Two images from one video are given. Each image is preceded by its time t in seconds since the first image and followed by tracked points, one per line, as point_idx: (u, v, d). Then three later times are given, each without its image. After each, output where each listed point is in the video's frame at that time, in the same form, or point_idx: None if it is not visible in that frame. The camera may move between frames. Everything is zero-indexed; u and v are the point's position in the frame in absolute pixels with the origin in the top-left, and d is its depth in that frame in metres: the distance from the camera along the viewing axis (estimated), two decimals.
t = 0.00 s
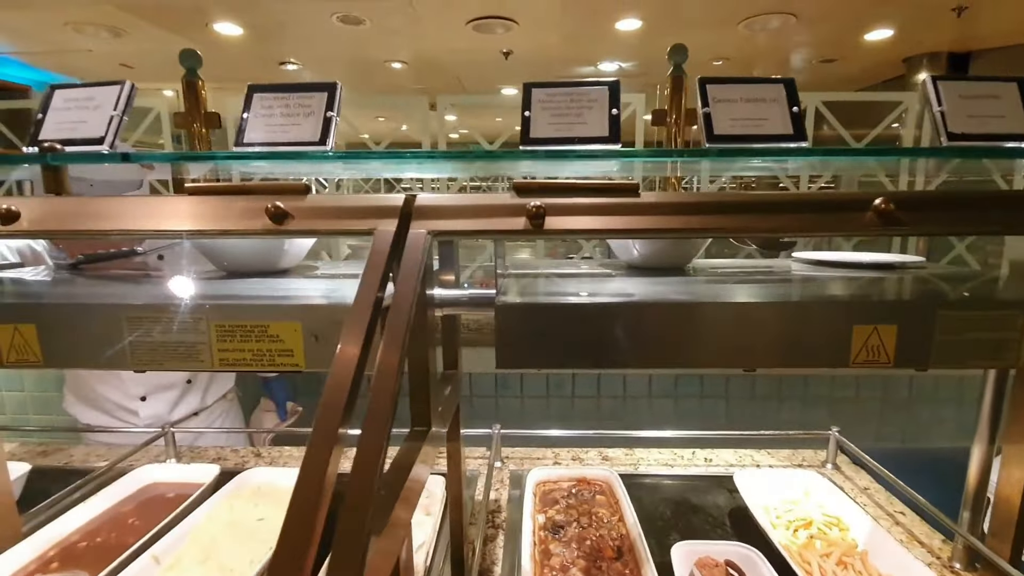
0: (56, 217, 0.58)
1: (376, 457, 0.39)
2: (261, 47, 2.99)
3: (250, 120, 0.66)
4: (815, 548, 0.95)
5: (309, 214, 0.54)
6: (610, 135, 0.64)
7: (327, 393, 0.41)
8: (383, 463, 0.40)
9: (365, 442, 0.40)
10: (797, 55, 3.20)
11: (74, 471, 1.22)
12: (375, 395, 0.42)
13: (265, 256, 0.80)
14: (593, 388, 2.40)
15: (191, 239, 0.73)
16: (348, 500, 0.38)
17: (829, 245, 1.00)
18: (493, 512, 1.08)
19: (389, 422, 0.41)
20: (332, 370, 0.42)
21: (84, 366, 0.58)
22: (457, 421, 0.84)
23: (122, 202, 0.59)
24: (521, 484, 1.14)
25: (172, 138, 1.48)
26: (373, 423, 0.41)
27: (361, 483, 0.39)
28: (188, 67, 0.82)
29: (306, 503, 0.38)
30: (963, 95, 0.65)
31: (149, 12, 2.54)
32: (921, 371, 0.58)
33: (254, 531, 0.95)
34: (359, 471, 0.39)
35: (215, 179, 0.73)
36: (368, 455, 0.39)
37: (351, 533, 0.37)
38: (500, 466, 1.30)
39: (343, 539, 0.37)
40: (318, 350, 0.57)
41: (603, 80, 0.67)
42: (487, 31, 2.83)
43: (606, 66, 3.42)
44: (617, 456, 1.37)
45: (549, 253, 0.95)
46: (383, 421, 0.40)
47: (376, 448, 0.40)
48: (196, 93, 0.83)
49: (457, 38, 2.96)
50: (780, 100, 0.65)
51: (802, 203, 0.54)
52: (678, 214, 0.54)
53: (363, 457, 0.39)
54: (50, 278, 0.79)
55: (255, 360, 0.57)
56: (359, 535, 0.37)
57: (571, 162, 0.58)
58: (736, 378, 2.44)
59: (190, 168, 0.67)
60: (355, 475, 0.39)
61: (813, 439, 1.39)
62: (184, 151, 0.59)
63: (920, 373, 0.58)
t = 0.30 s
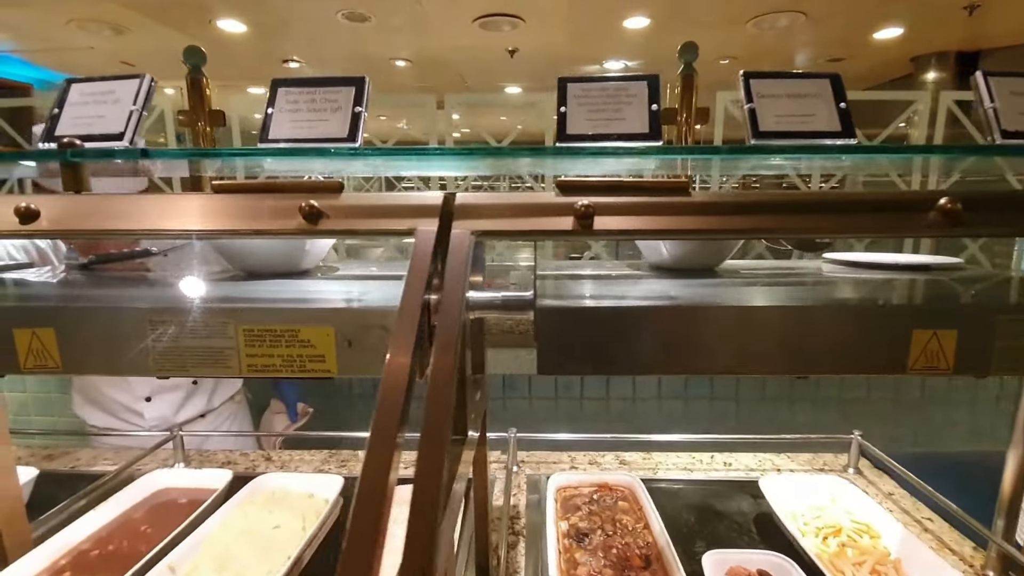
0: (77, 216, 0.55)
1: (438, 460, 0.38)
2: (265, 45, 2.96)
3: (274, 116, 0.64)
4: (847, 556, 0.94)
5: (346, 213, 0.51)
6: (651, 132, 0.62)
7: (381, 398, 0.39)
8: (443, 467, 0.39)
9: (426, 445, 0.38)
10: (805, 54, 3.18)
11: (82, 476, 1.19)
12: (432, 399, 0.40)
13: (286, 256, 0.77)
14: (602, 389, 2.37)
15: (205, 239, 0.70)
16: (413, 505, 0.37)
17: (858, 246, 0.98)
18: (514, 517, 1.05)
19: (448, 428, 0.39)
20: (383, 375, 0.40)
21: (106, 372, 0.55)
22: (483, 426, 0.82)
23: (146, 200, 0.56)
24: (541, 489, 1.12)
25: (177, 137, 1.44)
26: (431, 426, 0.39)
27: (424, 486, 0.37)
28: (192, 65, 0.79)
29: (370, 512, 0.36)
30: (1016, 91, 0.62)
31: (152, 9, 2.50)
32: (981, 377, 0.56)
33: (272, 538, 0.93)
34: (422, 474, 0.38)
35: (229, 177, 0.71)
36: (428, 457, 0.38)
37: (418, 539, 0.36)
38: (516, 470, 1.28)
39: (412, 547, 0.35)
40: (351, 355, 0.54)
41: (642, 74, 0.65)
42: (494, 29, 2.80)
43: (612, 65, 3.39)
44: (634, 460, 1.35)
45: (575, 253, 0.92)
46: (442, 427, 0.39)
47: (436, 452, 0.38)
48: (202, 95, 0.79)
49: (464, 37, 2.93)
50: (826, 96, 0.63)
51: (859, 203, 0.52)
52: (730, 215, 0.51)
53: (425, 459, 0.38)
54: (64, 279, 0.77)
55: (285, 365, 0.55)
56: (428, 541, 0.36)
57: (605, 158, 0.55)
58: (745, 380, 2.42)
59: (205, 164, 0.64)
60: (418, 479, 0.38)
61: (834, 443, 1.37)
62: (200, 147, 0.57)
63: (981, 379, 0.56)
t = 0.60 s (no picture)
0: (112, 216, 0.53)
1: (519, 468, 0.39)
2: (269, 41, 2.93)
3: (310, 112, 0.62)
4: (880, 560, 0.93)
5: (396, 213, 0.50)
6: (699, 130, 0.60)
7: (459, 406, 0.40)
8: (527, 475, 0.40)
9: (509, 453, 0.39)
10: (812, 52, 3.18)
11: (96, 479, 1.17)
12: (506, 405, 0.41)
13: (315, 257, 0.76)
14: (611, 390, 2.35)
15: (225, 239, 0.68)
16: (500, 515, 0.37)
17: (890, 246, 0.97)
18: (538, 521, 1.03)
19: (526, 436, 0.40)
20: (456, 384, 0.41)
21: (142, 377, 0.53)
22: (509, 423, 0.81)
23: (183, 199, 0.54)
24: (565, 492, 1.10)
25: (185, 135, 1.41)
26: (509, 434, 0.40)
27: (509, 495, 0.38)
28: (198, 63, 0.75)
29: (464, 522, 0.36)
30: None
31: (156, 4, 2.46)
32: None
33: (294, 544, 0.91)
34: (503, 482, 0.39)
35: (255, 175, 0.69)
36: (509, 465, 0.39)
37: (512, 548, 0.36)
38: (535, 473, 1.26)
39: (503, 555, 0.36)
40: (398, 359, 0.53)
41: (688, 70, 0.63)
42: (502, 27, 2.77)
43: (617, 64, 3.37)
44: (654, 462, 1.33)
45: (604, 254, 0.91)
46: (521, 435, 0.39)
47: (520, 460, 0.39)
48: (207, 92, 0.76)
49: (470, 34, 2.90)
50: (879, 94, 0.62)
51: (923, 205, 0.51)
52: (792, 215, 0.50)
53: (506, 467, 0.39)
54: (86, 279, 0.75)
55: (329, 370, 0.53)
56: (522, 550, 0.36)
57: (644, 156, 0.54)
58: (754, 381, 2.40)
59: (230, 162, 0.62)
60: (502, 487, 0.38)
61: (854, 444, 1.36)
62: (226, 144, 0.55)
63: None
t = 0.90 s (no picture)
0: (156, 218, 0.53)
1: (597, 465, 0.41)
2: (274, 41, 2.92)
3: (348, 114, 0.62)
4: (904, 561, 0.94)
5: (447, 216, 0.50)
6: (739, 132, 0.60)
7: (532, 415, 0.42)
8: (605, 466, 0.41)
9: (586, 453, 0.41)
10: (816, 54, 3.19)
11: (113, 481, 1.17)
12: (578, 404, 0.43)
13: (344, 262, 0.75)
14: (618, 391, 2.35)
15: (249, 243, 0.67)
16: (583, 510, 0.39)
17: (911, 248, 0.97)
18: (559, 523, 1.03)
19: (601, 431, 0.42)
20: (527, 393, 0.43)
21: (185, 381, 0.53)
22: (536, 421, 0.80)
23: (227, 202, 0.54)
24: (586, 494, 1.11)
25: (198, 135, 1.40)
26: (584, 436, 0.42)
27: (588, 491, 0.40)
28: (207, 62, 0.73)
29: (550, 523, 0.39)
30: None
31: (161, 4, 2.45)
32: None
33: (319, 547, 0.91)
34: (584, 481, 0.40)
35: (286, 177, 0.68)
36: (587, 463, 0.41)
37: (599, 541, 0.38)
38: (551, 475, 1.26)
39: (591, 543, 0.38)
40: (444, 363, 0.53)
41: (726, 73, 0.63)
42: (508, 27, 2.77)
43: (622, 65, 3.37)
44: (669, 463, 1.33)
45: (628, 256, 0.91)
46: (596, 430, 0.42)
47: (598, 456, 0.41)
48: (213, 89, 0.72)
49: (476, 35, 2.90)
50: (917, 97, 0.62)
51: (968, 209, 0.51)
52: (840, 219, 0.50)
53: (584, 465, 0.40)
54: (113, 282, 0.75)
55: (375, 374, 0.53)
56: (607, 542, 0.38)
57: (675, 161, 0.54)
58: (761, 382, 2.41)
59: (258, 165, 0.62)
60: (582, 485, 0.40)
61: (869, 445, 1.37)
62: (256, 146, 0.55)
63: None
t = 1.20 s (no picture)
0: (190, 218, 0.53)
1: (654, 465, 0.41)
2: (276, 41, 2.91)
3: (378, 115, 0.62)
4: (918, 560, 0.95)
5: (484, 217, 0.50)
6: (767, 135, 0.60)
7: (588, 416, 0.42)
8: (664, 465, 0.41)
9: (644, 452, 0.41)
10: (817, 55, 3.20)
11: (125, 483, 1.16)
12: (630, 403, 0.43)
13: (367, 262, 0.76)
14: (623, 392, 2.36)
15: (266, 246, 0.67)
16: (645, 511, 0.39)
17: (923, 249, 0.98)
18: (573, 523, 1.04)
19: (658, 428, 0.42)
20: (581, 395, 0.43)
21: (218, 383, 0.53)
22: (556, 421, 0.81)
23: (260, 202, 0.54)
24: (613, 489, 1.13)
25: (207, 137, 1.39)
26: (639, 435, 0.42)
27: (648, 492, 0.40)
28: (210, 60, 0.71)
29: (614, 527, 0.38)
30: None
31: (164, 3, 2.45)
32: None
33: (337, 549, 0.91)
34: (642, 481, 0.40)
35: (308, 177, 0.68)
36: (644, 463, 0.41)
37: (665, 540, 0.38)
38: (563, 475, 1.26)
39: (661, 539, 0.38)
40: (479, 364, 0.53)
41: (753, 75, 0.64)
42: (512, 28, 2.77)
43: (623, 66, 3.38)
44: (680, 463, 1.33)
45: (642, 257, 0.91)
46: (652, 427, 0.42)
47: (655, 456, 0.41)
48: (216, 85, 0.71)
49: (479, 35, 2.90)
50: (942, 100, 0.63)
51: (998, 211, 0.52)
52: (873, 221, 0.51)
53: (642, 465, 0.40)
54: (131, 282, 0.74)
55: (410, 376, 0.53)
56: (674, 540, 0.38)
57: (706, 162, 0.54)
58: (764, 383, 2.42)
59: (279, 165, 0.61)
60: (641, 487, 0.40)
61: (877, 445, 1.38)
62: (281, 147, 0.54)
63: None
